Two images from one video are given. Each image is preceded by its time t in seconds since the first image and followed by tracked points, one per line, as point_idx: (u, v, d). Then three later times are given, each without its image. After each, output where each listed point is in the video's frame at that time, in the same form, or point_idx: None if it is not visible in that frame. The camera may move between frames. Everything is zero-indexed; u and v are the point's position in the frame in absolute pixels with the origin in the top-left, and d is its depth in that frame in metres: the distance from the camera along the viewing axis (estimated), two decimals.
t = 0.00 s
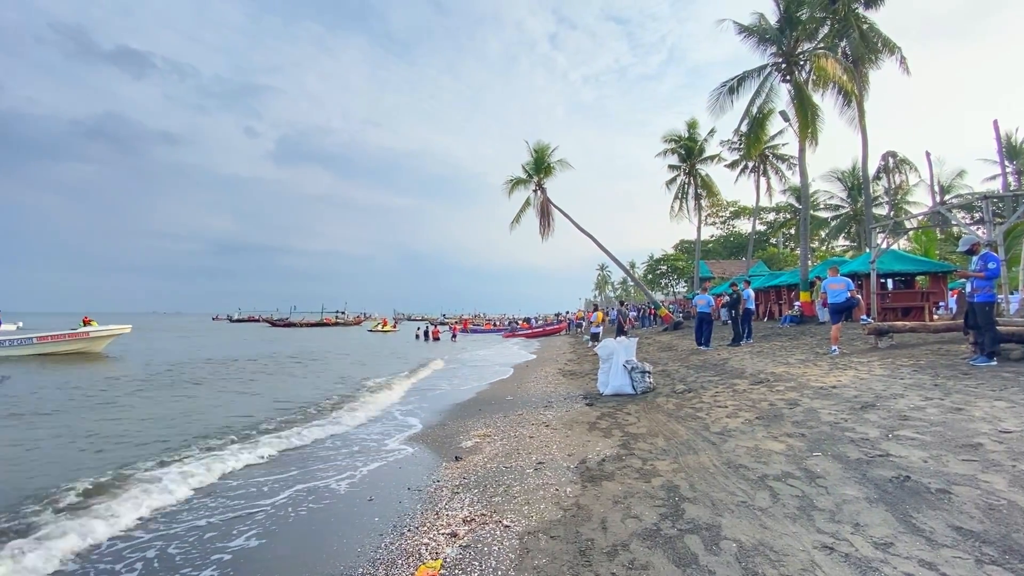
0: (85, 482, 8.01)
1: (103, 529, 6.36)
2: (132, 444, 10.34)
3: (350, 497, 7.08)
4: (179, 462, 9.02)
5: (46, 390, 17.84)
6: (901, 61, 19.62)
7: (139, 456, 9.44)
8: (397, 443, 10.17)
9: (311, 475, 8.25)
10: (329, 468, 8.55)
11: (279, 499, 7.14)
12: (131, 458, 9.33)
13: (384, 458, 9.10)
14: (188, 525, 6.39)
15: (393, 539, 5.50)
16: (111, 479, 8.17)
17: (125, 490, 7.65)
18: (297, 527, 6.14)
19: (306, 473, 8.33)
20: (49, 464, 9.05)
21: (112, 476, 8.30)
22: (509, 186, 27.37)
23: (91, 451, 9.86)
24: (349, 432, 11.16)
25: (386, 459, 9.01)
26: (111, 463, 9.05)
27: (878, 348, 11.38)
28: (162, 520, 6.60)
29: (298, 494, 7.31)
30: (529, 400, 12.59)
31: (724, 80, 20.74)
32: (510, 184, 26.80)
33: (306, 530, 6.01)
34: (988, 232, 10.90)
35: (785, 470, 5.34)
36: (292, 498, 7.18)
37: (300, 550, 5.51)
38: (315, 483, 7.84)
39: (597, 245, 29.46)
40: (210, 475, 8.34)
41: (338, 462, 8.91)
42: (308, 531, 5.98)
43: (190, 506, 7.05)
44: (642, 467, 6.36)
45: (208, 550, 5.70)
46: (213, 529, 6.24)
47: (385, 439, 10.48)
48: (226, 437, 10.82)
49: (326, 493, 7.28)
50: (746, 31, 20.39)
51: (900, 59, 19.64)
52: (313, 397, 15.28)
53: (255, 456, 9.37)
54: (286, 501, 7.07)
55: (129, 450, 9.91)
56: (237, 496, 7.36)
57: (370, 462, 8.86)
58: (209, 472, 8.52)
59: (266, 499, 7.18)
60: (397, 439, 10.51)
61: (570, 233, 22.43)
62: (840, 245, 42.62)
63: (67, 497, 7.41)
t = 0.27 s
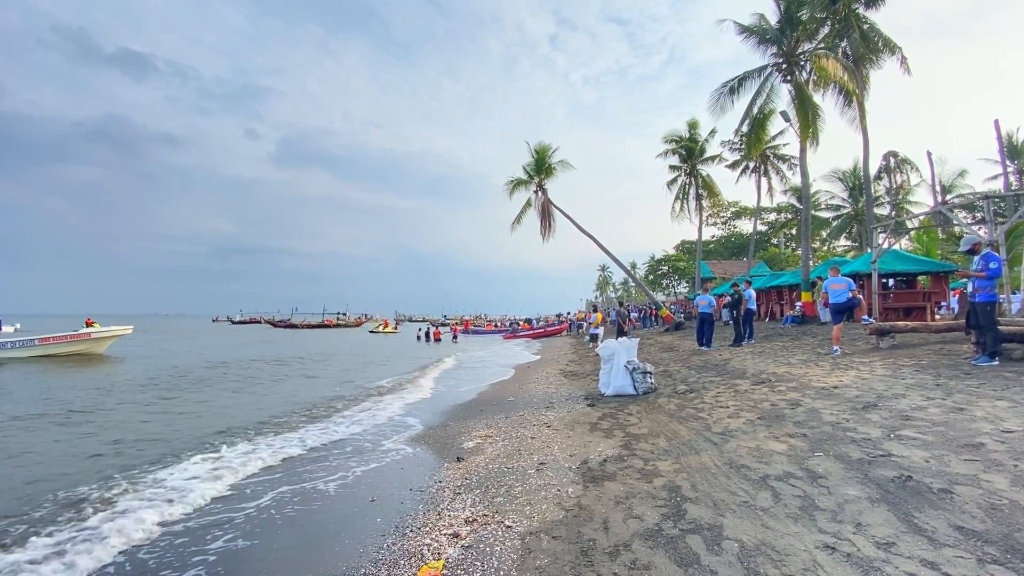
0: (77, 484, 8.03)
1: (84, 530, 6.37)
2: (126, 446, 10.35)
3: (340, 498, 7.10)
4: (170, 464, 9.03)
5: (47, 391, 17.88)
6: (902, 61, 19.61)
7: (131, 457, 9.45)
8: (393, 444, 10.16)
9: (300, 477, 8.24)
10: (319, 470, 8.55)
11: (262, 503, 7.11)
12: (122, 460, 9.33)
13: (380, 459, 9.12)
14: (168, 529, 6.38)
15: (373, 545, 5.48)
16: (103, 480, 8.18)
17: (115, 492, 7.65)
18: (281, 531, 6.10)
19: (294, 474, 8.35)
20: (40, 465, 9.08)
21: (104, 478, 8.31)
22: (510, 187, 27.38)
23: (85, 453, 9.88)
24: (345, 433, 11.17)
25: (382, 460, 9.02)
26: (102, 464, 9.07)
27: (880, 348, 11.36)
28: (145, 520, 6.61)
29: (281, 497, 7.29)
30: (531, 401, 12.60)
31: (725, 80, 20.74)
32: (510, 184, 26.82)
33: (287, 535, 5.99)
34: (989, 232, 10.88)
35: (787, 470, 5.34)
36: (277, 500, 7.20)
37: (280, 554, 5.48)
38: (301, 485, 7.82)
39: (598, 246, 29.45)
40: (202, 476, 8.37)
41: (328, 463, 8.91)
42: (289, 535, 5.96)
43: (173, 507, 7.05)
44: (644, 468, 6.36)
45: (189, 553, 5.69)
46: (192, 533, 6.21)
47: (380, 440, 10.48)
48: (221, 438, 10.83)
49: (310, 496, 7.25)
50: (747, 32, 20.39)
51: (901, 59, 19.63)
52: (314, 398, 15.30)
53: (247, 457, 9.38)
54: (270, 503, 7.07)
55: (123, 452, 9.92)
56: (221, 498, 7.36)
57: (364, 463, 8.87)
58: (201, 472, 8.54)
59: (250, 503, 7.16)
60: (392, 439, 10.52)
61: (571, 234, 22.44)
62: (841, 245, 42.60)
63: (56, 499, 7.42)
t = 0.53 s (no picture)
0: (71, 487, 8.03)
1: (67, 532, 6.39)
2: (122, 448, 10.35)
3: (333, 500, 7.09)
4: (164, 466, 9.04)
5: (48, 394, 17.87)
6: (902, 61, 19.60)
7: (125, 460, 9.46)
8: (388, 446, 10.15)
9: (289, 479, 8.23)
10: (309, 471, 8.56)
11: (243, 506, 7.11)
12: (115, 462, 9.34)
13: (378, 460, 9.13)
14: (149, 531, 6.38)
15: (356, 549, 5.47)
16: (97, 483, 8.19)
17: (106, 495, 7.65)
18: (264, 535, 6.07)
19: (282, 476, 8.35)
20: (31, 468, 9.09)
21: (97, 481, 8.31)
22: (510, 188, 27.39)
23: (80, 455, 9.88)
24: (341, 434, 11.16)
25: (377, 462, 9.01)
26: (95, 467, 9.08)
27: (882, 349, 11.35)
28: (126, 523, 6.61)
29: (264, 500, 7.27)
30: (533, 402, 12.60)
31: (725, 81, 20.75)
32: (511, 186, 26.85)
33: (270, 538, 5.98)
34: (991, 232, 10.87)
35: (788, 471, 5.33)
36: (260, 503, 7.21)
37: (261, 559, 5.47)
38: (287, 487, 7.79)
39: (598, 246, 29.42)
40: (195, 478, 8.38)
41: (320, 465, 8.91)
42: (270, 539, 5.94)
43: (157, 509, 7.05)
44: (646, 469, 6.34)
45: (169, 557, 5.69)
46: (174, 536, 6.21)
47: (375, 442, 10.47)
48: (217, 440, 10.84)
49: (296, 499, 7.24)
50: (747, 33, 20.39)
51: (901, 60, 19.63)
52: (315, 399, 15.32)
53: (240, 459, 9.38)
54: (252, 506, 7.07)
55: (117, 454, 9.93)
56: (205, 501, 7.35)
57: (362, 464, 8.88)
58: (201, 474, 8.57)
59: (234, 505, 7.14)
60: (388, 441, 10.52)
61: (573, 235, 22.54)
62: (842, 245, 42.59)
63: (48, 502, 7.42)
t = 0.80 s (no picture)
0: (63, 492, 8.04)
1: (53, 536, 6.40)
2: (117, 451, 10.36)
3: (335, 502, 7.11)
4: (157, 469, 9.04)
5: (50, 397, 17.89)
6: (902, 63, 19.62)
7: (118, 463, 9.47)
8: (384, 448, 10.15)
9: (279, 481, 8.25)
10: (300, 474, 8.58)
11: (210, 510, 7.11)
12: (108, 465, 9.36)
13: (380, 462, 9.15)
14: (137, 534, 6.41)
15: (344, 552, 5.48)
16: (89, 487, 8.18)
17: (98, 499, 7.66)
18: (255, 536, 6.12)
19: (285, 479, 8.37)
20: (23, 472, 9.10)
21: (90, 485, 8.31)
22: (511, 191, 27.45)
23: (74, 458, 9.90)
24: (337, 437, 11.16)
25: (376, 464, 9.02)
26: (87, 470, 9.10)
27: (883, 350, 11.35)
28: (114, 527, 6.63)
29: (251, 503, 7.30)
30: (534, 404, 12.61)
31: (725, 83, 20.79)
32: (511, 188, 26.92)
33: (259, 540, 6.01)
34: (991, 233, 10.88)
35: (790, 472, 5.33)
36: (262, 505, 7.22)
37: (246, 561, 5.50)
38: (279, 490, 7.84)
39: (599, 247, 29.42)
40: (187, 481, 8.38)
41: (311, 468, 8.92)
42: (260, 541, 5.98)
43: (145, 512, 7.08)
44: (647, 470, 6.35)
45: (155, 560, 5.70)
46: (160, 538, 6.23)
47: (371, 444, 10.48)
48: (212, 443, 10.84)
49: (285, 501, 7.28)
50: (747, 34, 20.43)
51: (901, 61, 19.65)
52: (317, 402, 15.34)
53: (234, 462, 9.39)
54: (250, 509, 7.08)
55: (111, 457, 9.94)
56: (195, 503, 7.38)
57: (364, 466, 8.89)
58: (204, 476, 8.60)
59: (223, 507, 7.18)
60: (384, 443, 10.52)
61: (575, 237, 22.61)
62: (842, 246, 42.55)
63: (38, 507, 7.41)
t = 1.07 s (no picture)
0: (58, 494, 8.02)
1: (54, 539, 6.40)
2: (113, 454, 10.34)
3: (335, 505, 7.11)
4: (148, 473, 8.99)
5: (50, 400, 17.87)
6: (901, 64, 19.64)
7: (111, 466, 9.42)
8: (384, 451, 10.14)
9: (267, 486, 8.17)
10: (286, 479, 8.50)
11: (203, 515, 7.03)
12: (100, 469, 9.32)
13: (381, 465, 9.14)
14: (129, 537, 6.39)
15: (318, 561, 5.39)
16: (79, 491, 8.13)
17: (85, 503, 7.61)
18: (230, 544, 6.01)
19: (285, 481, 8.37)
20: (18, 475, 9.07)
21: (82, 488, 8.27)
22: (511, 193, 27.47)
23: (69, 462, 9.87)
24: (331, 440, 11.10)
25: (376, 467, 9.01)
26: (80, 474, 9.05)
27: (883, 352, 11.33)
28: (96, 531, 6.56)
29: (242, 507, 7.27)
30: (534, 406, 12.61)
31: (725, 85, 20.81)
32: (512, 190, 26.93)
33: (239, 547, 5.93)
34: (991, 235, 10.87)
35: (790, 474, 5.32)
36: (263, 508, 7.22)
37: (228, 568, 5.43)
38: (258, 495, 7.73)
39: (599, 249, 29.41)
40: (182, 484, 8.36)
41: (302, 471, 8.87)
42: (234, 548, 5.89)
43: (134, 515, 7.04)
44: (647, 473, 6.34)
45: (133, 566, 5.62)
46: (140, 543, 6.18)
47: (365, 448, 10.43)
48: (205, 446, 10.79)
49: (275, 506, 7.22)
50: (746, 36, 20.44)
51: (901, 62, 19.66)
52: (318, 404, 15.34)
53: (223, 466, 9.33)
54: (252, 511, 7.09)
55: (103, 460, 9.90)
56: (185, 507, 7.34)
57: (364, 469, 8.89)
58: (205, 479, 8.60)
59: (206, 512, 7.11)
60: (382, 446, 10.50)
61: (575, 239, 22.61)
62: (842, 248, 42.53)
63: (39, 510, 7.42)
